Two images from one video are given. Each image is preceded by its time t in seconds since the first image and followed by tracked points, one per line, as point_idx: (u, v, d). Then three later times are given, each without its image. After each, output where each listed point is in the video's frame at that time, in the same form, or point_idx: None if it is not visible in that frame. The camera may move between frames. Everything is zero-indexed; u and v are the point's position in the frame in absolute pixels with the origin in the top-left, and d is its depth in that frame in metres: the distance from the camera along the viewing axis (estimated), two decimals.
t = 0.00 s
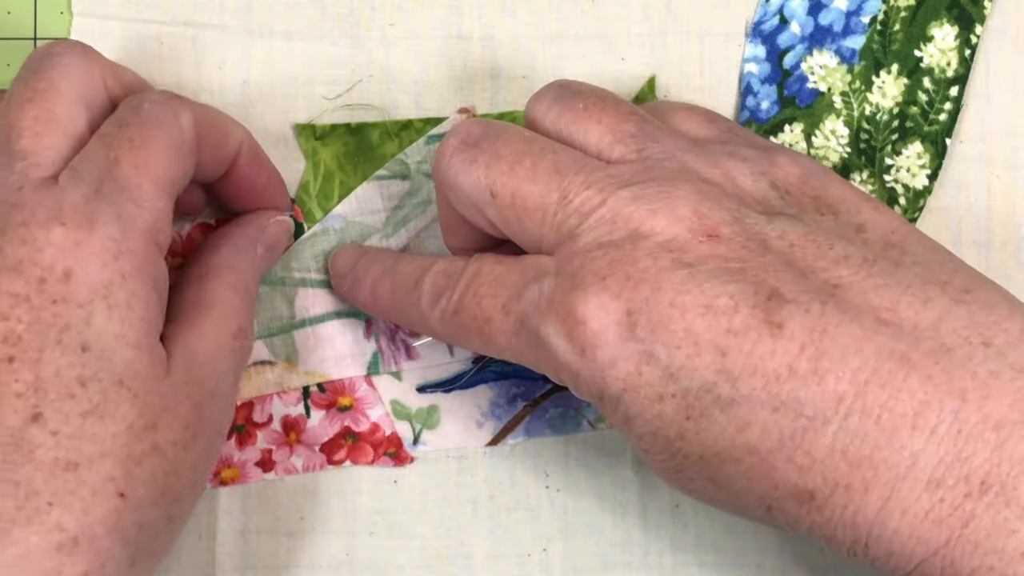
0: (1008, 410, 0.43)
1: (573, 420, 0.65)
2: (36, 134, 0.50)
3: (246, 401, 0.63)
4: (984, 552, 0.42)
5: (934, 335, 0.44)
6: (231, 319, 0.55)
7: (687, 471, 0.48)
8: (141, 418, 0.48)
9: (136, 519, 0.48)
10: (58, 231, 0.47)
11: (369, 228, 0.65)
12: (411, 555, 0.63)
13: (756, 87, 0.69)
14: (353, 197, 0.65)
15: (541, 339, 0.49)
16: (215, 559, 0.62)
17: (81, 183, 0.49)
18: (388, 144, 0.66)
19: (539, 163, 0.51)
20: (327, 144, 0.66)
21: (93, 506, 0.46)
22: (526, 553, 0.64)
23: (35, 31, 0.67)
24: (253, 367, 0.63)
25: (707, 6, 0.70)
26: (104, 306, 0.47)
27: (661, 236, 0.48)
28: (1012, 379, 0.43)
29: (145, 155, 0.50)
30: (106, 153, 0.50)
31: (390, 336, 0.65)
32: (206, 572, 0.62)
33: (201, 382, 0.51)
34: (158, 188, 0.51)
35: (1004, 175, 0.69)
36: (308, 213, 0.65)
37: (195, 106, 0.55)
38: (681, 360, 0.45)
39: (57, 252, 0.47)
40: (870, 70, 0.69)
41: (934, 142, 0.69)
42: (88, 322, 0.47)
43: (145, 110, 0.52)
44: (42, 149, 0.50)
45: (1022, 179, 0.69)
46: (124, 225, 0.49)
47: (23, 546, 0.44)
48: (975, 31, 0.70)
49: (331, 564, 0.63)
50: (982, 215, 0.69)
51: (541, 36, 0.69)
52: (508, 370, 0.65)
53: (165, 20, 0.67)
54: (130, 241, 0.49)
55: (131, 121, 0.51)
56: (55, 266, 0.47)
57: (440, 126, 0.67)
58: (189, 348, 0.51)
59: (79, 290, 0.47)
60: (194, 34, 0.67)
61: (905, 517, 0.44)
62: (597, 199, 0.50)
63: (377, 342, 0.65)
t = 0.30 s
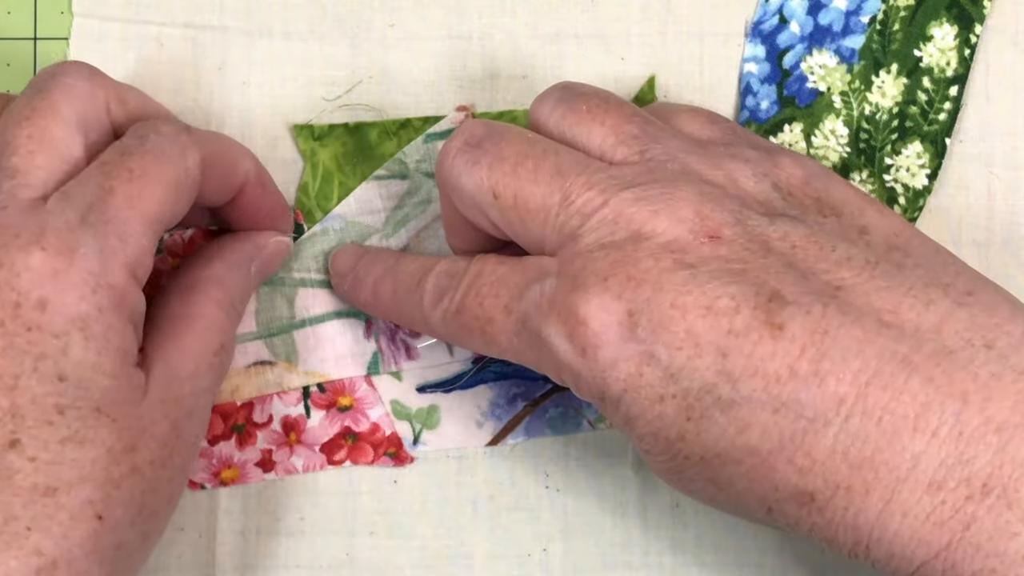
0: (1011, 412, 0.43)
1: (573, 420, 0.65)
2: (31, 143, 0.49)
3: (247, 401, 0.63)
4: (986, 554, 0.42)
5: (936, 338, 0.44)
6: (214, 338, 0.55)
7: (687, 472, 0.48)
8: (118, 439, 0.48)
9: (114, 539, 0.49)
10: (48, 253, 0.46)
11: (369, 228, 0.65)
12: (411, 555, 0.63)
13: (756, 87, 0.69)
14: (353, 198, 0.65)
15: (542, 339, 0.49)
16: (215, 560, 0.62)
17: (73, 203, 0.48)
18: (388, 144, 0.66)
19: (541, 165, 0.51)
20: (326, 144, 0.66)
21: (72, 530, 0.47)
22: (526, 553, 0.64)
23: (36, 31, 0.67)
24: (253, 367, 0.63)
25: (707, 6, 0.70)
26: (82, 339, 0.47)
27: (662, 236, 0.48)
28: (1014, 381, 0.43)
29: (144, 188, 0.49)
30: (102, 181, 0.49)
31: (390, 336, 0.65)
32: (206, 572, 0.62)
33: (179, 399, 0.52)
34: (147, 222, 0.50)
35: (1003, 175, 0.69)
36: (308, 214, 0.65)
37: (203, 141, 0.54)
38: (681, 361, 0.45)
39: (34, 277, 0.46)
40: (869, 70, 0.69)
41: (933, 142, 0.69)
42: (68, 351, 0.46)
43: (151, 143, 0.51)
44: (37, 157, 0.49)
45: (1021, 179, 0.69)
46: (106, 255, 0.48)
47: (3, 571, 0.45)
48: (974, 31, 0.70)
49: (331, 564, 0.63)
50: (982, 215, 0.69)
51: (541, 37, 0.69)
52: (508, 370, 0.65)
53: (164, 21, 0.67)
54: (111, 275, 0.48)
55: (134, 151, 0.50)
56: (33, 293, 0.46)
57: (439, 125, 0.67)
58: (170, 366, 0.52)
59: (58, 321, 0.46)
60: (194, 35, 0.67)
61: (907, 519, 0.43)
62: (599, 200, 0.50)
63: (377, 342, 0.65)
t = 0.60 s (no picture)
0: (1011, 414, 0.43)
1: (573, 420, 0.65)
2: (29, 154, 0.50)
3: (247, 401, 0.63)
4: (987, 556, 0.42)
5: (937, 340, 0.44)
6: (206, 342, 0.56)
7: (687, 474, 0.48)
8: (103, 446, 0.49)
9: (103, 545, 0.50)
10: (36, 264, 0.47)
11: (369, 228, 0.65)
12: (411, 555, 0.63)
13: (756, 87, 0.69)
14: (353, 197, 0.65)
15: (542, 341, 0.49)
16: (216, 560, 0.62)
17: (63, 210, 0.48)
18: (388, 144, 0.66)
19: (542, 166, 0.51)
20: (326, 144, 0.66)
21: (60, 538, 0.48)
22: (526, 553, 0.64)
23: (35, 31, 0.67)
24: (253, 367, 0.63)
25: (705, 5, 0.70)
26: (65, 351, 0.47)
27: (664, 237, 0.48)
28: (1015, 383, 0.43)
29: (130, 194, 0.49)
30: (88, 186, 0.49)
31: (390, 336, 0.65)
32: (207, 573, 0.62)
33: (168, 402, 0.53)
34: (133, 229, 0.50)
35: (1003, 175, 0.69)
36: (308, 213, 0.65)
37: (194, 140, 0.54)
38: (682, 363, 0.45)
39: (17, 290, 0.47)
40: (869, 70, 0.69)
41: (934, 142, 0.69)
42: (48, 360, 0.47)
43: (141, 145, 0.51)
44: (30, 168, 0.50)
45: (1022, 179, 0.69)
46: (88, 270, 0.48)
47: None
48: (975, 31, 0.70)
49: (331, 564, 0.63)
50: (982, 215, 0.69)
51: (541, 38, 0.69)
52: (508, 371, 0.65)
53: (164, 21, 0.67)
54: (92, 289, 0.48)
55: (123, 153, 0.50)
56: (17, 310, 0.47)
57: (439, 125, 0.66)
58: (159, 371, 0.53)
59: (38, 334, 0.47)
60: (194, 35, 0.67)
61: (908, 521, 0.43)
62: (600, 202, 0.50)
63: (377, 342, 0.65)
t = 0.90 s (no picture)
0: (1012, 415, 0.43)
1: (573, 421, 0.65)
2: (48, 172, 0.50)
3: (247, 401, 0.63)
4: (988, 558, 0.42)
5: (937, 340, 0.44)
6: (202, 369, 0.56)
7: (687, 474, 0.48)
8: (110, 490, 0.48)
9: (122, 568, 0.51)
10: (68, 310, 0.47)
11: (369, 228, 0.65)
12: (411, 555, 0.63)
13: (756, 87, 0.69)
14: (353, 197, 0.65)
15: (543, 341, 0.49)
16: (216, 559, 0.62)
17: (97, 262, 0.49)
18: (388, 144, 0.66)
19: (543, 167, 0.51)
20: (327, 144, 0.66)
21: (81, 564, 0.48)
22: (526, 553, 0.64)
23: (35, 31, 0.67)
24: (253, 367, 0.63)
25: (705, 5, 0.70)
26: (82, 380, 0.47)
27: (664, 238, 0.48)
28: (1016, 384, 0.43)
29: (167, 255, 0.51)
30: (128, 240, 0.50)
31: (390, 336, 0.65)
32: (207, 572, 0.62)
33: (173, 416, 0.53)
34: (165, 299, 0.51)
35: (1003, 174, 0.69)
36: (308, 213, 0.65)
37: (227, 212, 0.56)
38: (683, 363, 0.45)
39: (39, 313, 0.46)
40: (870, 70, 0.69)
41: (934, 142, 0.69)
42: (52, 382, 0.47)
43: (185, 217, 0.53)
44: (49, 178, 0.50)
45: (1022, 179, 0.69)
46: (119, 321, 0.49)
47: None
48: (975, 31, 0.70)
49: (331, 564, 0.63)
50: (982, 215, 0.69)
51: (541, 37, 0.69)
52: (508, 371, 0.65)
53: (165, 21, 0.67)
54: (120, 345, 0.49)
55: (171, 220, 0.52)
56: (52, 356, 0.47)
57: (439, 126, 0.67)
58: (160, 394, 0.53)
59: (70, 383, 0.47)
60: (194, 34, 0.67)
61: (908, 522, 0.43)
62: (601, 202, 0.50)
63: (377, 342, 0.65)
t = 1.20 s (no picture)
0: (1013, 416, 0.43)
1: (573, 421, 0.65)
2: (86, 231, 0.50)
3: (247, 401, 0.63)
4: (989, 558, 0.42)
5: (938, 340, 0.44)
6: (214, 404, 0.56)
7: (688, 474, 0.48)
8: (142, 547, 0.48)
9: None
10: (142, 421, 0.48)
11: (369, 228, 0.65)
12: (411, 555, 0.63)
13: (756, 87, 0.69)
14: (353, 197, 0.65)
15: (543, 341, 0.49)
16: (215, 559, 0.62)
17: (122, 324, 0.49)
18: (388, 144, 0.66)
19: (544, 167, 0.51)
20: (327, 144, 0.66)
21: None
22: (526, 553, 0.64)
23: (35, 31, 0.68)
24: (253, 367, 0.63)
25: (704, 5, 0.70)
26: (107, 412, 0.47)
27: (666, 238, 0.48)
28: (1017, 384, 0.43)
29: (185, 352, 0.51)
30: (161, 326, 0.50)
31: (390, 336, 0.65)
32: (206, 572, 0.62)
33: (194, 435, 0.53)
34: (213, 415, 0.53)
35: (1003, 174, 0.69)
36: (308, 213, 0.65)
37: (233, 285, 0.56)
38: (683, 363, 0.45)
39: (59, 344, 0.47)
40: (870, 70, 0.69)
41: (933, 142, 0.69)
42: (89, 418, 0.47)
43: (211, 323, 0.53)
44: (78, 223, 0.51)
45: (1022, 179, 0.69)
46: (182, 433, 0.50)
47: None
48: (974, 31, 0.70)
49: (331, 564, 0.63)
50: (982, 215, 0.69)
51: (541, 37, 0.69)
52: (508, 371, 0.65)
53: (165, 21, 0.67)
54: (180, 460, 0.50)
55: (223, 339, 0.53)
56: (117, 465, 0.47)
57: (439, 126, 0.67)
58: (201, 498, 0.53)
59: (127, 464, 0.47)
60: (194, 34, 0.67)
61: (909, 522, 0.43)
62: (602, 202, 0.50)
63: (377, 342, 0.65)
